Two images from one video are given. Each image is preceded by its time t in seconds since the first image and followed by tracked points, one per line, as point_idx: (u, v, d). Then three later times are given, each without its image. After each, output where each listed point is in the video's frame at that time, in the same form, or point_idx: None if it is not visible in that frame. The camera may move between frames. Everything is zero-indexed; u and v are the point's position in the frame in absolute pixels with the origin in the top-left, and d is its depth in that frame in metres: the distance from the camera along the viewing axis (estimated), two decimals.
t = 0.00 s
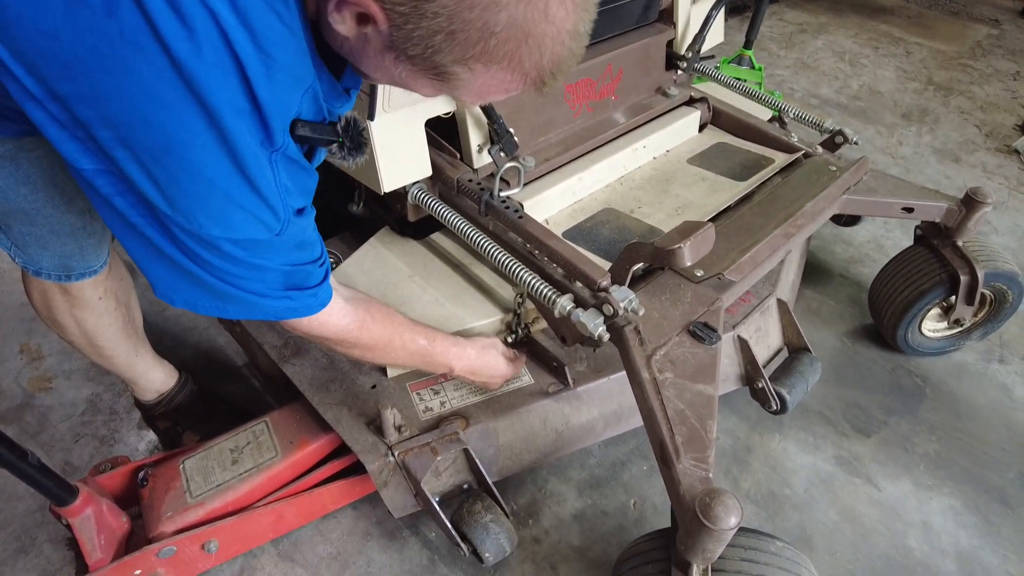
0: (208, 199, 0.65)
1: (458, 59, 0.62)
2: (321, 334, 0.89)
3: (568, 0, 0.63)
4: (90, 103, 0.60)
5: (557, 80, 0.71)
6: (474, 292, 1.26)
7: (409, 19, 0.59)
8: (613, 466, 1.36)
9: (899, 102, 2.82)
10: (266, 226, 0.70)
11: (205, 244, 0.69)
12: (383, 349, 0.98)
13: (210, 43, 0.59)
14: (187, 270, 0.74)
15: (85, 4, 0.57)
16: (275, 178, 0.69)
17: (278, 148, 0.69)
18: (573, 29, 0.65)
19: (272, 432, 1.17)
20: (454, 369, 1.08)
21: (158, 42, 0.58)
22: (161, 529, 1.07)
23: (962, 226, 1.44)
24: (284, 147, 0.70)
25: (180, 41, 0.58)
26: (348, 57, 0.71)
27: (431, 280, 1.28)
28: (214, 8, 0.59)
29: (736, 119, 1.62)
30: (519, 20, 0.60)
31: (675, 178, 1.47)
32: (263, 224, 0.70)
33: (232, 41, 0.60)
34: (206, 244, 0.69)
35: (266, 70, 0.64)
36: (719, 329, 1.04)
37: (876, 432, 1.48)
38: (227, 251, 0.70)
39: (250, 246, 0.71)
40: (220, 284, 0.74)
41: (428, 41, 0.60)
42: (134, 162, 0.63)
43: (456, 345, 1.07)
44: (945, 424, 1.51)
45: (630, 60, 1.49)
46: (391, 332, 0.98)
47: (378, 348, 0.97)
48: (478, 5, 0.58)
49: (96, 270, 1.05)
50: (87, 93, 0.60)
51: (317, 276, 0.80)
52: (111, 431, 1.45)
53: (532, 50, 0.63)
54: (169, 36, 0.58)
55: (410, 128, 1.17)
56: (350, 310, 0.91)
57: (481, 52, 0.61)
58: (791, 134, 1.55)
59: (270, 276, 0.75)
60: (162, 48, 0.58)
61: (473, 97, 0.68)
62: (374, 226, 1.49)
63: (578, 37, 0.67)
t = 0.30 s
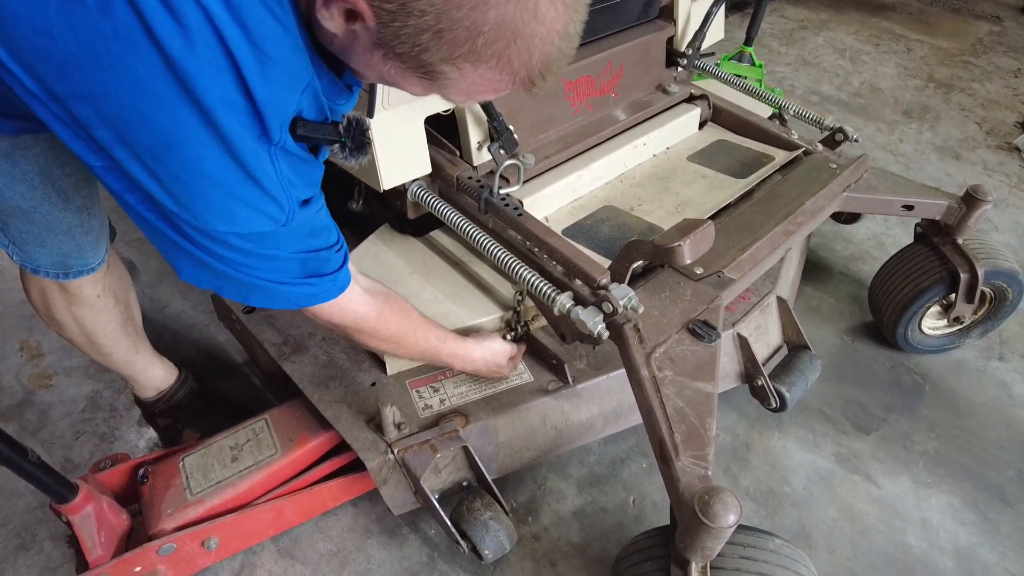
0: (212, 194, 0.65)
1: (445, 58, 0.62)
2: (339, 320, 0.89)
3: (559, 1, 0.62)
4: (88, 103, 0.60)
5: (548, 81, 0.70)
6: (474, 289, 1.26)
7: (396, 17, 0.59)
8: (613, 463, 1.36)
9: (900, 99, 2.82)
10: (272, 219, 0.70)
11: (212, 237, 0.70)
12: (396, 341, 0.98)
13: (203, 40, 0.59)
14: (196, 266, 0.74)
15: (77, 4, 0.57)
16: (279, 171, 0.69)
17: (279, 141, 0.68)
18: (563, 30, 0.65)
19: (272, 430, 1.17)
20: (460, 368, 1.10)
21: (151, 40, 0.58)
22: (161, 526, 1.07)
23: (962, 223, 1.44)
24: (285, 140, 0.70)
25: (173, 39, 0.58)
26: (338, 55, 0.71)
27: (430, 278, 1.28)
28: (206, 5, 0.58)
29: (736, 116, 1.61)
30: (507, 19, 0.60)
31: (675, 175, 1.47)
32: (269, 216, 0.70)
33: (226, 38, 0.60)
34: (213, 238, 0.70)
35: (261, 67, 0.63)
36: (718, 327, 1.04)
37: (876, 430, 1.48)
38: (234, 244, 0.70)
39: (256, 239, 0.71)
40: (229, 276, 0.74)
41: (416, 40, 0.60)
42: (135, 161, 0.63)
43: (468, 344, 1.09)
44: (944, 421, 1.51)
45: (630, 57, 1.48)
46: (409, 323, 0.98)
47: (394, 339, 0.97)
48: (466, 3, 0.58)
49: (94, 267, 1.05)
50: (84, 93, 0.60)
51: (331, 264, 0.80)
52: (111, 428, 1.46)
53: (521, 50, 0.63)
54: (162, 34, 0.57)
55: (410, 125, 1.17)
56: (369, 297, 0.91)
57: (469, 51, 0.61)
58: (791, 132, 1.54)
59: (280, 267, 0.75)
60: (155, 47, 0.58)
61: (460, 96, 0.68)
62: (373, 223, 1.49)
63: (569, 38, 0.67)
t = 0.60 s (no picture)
0: (204, 187, 0.65)
1: (439, 52, 0.61)
2: (336, 313, 0.89)
3: None
4: (82, 96, 0.60)
5: (541, 75, 0.70)
6: (473, 287, 1.26)
7: (391, 11, 0.59)
8: (612, 460, 1.37)
9: (900, 97, 2.82)
10: (265, 213, 0.70)
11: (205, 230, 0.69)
12: (393, 334, 0.98)
13: (197, 34, 0.59)
14: (190, 260, 0.74)
15: None
16: (272, 166, 0.69)
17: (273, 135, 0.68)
18: (556, 25, 0.65)
19: (271, 426, 1.17)
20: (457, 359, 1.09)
21: (145, 34, 0.58)
22: (161, 522, 1.08)
23: (961, 221, 1.44)
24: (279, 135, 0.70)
25: (167, 33, 0.58)
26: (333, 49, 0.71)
27: (429, 275, 1.28)
28: None
29: (735, 114, 1.61)
30: (502, 14, 0.60)
31: (674, 173, 1.47)
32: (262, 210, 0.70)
33: (221, 32, 0.60)
34: (206, 232, 0.70)
35: (255, 61, 0.63)
36: (717, 324, 1.04)
37: (875, 427, 1.48)
38: (227, 238, 0.70)
39: (249, 233, 0.71)
40: (223, 271, 0.75)
41: (409, 33, 0.60)
42: (129, 154, 0.64)
43: (466, 334, 1.09)
44: (942, 419, 1.51)
45: (629, 55, 1.48)
46: (405, 315, 0.98)
47: (390, 331, 0.98)
48: None
49: (90, 264, 1.05)
50: (79, 87, 0.60)
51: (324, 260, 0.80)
52: (111, 425, 1.46)
53: (515, 44, 0.63)
54: (156, 28, 0.57)
55: (410, 122, 1.17)
56: (363, 291, 0.91)
57: (463, 45, 0.61)
58: (791, 129, 1.54)
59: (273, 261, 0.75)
60: (149, 40, 0.58)
61: (454, 90, 0.68)
62: (373, 221, 1.49)
63: (562, 32, 0.67)
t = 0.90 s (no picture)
0: (203, 178, 0.65)
1: (437, 40, 0.61)
2: (334, 306, 0.89)
3: None
4: (80, 86, 0.60)
5: (537, 64, 0.71)
6: (473, 284, 1.26)
7: None
8: (611, 457, 1.37)
9: (900, 95, 2.82)
10: (264, 204, 0.70)
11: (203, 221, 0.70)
12: (391, 330, 0.98)
13: (195, 24, 0.59)
14: (189, 251, 0.75)
15: None
16: (271, 156, 0.69)
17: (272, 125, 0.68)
18: (553, 14, 0.66)
19: (271, 423, 1.17)
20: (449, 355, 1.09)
21: (143, 23, 0.58)
22: (161, 519, 1.07)
23: (961, 218, 1.44)
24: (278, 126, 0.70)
25: (166, 22, 0.58)
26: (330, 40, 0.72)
27: (429, 272, 1.28)
28: None
29: (735, 112, 1.61)
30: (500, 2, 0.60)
31: (674, 170, 1.47)
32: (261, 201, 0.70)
33: (218, 22, 0.60)
34: (204, 222, 0.70)
35: (253, 50, 0.64)
36: (717, 321, 1.04)
37: (874, 424, 1.49)
38: (226, 230, 0.71)
39: (248, 224, 0.71)
40: (221, 263, 0.75)
41: (408, 20, 0.60)
42: (128, 145, 0.63)
43: (459, 332, 1.09)
44: (941, 416, 1.51)
45: (629, 52, 1.48)
46: (401, 311, 0.98)
47: (387, 329, 0.98)
48: None
49: (89, 261, 1.05)
50: (77, 76, 0.60)
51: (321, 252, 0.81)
52: (111, 422, 1.46)
53: (513, 32, 0.63)
54: (154, 17, 0.57)
55: (409, 119, 1.17)
56: (361, 286, 0.91)
57: (462, 33, 0.61)
58: (791, 127, 1.54)
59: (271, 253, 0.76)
60: (147, 29, 0.58)
61: (452, 78, 0.68)
62: (372, 218, 1.49)
63: (559, 21, 0.68)
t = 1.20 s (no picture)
0: (197, 174, 0.64)
1: (439, 30, 0.61)
2: (317, 319, 0.88)
3: None
4: (78, 77, 0.60)
5: (537, 57, 0.71)
6: (472, 282, 1.26)
7: None
8: (611, 455, 1.37)
9: (900, 94, 2.82)
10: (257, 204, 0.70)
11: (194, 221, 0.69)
12: (379, 340, 0.97)
13: (194, 14, 0.60)
14: (179, 253, 0.74)
15: None
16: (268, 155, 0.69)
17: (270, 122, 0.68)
18: (554, 6, 0.66)
19: (271, 421, 1.17)
20: (449, 365, 1.08)
21: (143, 14, 0.58)
22: (161, 517, 1.07)
23: (960, 217, 1.45)
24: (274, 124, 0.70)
25: (164, 12, 0.58)
26: (330, 30, 0.72)
27: (428, 270, 1.28)
28: None
29: (735, 110, 1.61)
30: None
31: (674, 168, 1.47)
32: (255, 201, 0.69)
33: (218, 11, 0.61)
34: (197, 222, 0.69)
35: (252, 42, 0.64)
36: (716, 320, 1.04)
37: (873, 423, 1.49)
38: (220, 229, 0.70)
39: (242, 224, 0.71)
40: (210, 265, 0.74)
41: (411, 10, 0.59)
42: (123, 139, 0.63)
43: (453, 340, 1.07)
44: (940, 414, 1.51)
45: (629, 51, 1.48)
46: (388, 321, 0.97)
47: (373, 339, 0.96)
48: None
49: (89, 259, 1.05)
50: (75, 68, 0.60)
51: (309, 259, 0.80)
52: (111, 420, 1.46)
53: (515, 22, 0.63)
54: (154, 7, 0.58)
55: (409, 116, 1.17)
56: (347, 297, 0.90)
57: (464, 23, 0.61)
58: (790, 126, 1.55)
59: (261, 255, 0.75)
60: (146, 19, 0.59)
61: (452, 70, 0.68)
62: (372, 216, 1.49)
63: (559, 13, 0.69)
